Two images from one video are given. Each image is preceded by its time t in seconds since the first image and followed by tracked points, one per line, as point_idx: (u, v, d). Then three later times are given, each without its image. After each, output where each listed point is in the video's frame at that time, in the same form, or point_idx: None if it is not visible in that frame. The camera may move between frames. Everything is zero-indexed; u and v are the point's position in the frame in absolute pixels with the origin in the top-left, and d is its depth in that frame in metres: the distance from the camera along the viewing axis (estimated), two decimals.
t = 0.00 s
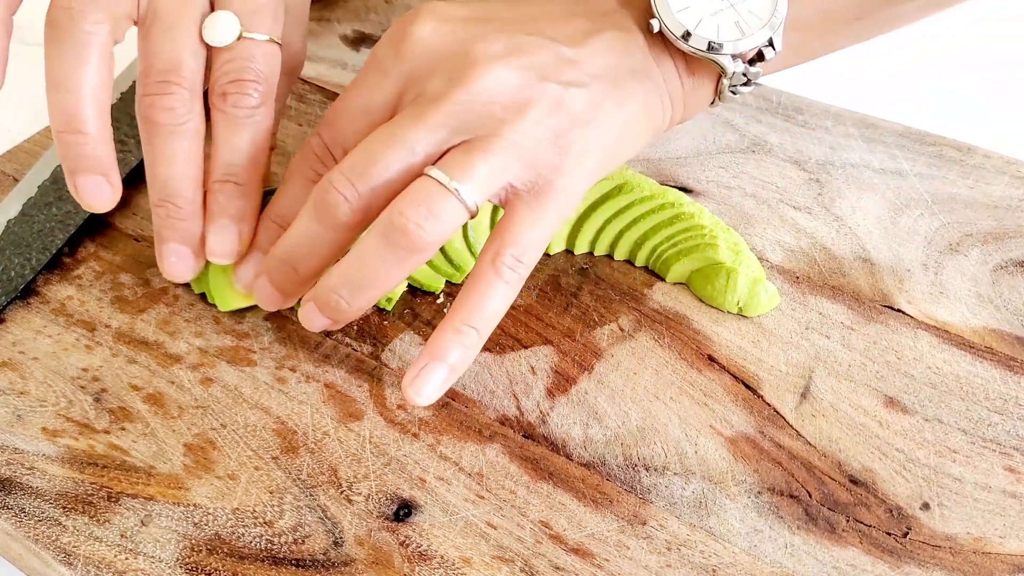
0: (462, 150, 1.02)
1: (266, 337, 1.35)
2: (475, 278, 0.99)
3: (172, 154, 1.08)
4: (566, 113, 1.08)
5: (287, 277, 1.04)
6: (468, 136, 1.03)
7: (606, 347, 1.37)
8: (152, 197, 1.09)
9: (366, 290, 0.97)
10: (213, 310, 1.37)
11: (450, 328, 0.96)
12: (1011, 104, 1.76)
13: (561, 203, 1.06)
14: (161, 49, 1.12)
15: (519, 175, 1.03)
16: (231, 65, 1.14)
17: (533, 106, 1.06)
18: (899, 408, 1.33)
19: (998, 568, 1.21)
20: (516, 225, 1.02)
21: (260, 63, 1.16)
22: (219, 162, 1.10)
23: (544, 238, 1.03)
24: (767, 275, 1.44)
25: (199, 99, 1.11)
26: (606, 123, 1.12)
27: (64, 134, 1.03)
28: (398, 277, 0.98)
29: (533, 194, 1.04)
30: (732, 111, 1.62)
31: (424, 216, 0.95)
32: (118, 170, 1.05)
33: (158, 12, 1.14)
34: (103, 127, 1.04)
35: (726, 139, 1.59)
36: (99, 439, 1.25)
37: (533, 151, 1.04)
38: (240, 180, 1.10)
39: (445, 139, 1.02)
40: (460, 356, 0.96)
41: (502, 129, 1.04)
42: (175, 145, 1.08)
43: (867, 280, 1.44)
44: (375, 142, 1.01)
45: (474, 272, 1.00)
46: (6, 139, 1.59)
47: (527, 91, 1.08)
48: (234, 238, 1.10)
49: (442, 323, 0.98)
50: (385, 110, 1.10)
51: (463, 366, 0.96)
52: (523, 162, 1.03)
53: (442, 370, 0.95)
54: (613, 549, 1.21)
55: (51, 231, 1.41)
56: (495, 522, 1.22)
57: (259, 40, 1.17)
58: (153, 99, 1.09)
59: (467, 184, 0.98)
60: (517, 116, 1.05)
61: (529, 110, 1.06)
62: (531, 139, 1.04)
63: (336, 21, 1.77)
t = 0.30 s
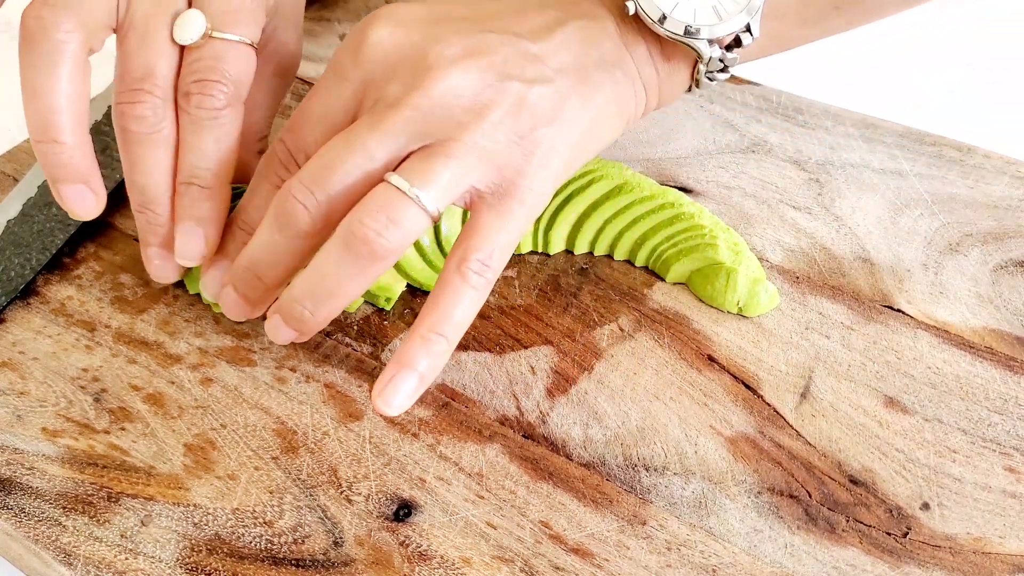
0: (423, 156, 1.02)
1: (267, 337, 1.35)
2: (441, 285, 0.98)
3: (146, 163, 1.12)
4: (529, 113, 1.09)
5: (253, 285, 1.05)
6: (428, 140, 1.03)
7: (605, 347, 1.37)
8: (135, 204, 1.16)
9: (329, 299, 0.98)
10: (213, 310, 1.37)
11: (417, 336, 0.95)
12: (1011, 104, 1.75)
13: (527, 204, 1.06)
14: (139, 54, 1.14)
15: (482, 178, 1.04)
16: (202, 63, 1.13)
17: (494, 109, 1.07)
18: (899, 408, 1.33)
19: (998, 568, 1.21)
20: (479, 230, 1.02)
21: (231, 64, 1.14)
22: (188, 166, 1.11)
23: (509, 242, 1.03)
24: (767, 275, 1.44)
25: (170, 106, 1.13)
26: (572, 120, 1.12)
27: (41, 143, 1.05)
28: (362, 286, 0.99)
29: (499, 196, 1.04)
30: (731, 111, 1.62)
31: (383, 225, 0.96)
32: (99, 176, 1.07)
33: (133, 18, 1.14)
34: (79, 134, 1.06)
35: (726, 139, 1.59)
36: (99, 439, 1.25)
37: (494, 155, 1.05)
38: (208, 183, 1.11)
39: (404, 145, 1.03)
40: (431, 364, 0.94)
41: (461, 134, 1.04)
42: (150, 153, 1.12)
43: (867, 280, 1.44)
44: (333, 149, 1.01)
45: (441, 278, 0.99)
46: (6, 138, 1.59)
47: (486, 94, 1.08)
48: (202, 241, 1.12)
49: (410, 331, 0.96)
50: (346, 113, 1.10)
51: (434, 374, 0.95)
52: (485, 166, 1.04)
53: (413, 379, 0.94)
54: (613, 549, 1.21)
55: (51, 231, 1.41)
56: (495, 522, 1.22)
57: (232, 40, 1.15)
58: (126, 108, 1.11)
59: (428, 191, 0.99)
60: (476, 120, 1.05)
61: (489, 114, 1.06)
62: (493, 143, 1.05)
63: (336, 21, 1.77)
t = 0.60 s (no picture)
0: (400, 167, 1.02)
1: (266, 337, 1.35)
2: (409, 299, 1.00)
3: (129, 159, 1.17)
4: (509, 127, 1.09)
5: (231, 285, 1.09)
6: (406, 151, 1.04)
7: (605, 347, 1.37)
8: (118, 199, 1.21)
9: (299, 305, 1.01)
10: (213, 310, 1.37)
11: (383, 349, 0.97)
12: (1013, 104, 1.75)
13: (501, 220, 1.07)
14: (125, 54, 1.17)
15: (459, 192, 1.04)
16: (180, 62, 1.16)
17: (473, 121, 1.07)
18: (899, 408, 1.33)
19: (997, 568, 1.21)
20: (451, 246, 1.03)
21: (210, 63, 1.17)
22: (168, 164, 1.16)
23: (480, 258, 1.05)
24: (767, 275, 1.44)
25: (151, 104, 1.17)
26: (553, 134, 1.13)
27: (23, 141, 1.09)
28: (332, 294, 1.01)
29: (473, 211, 1.05)
30: (731, 111, 1.62)
31: (354, 236, 0.97)
32: (81, 173, 1.12)
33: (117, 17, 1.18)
34: (60, 132, 1.10)
35: (726, 139, 1.59)
36: (99, 439, 1.25)
37: (471, 169, 1.05)
38: (189, 181, 1.16)
39: (381, 156, 1.03)
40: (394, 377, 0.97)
41: (439, 146, 1.04)
42: (132, 150, 1.17)
43: (867, 280, 1.44)
44: (310, 158, 1.02)
45: (411, 291, 1.01)
46: (7, 137, 1.59)
47: (467, 106, 1.08)
48: (181, 234, 1.17)
49: (377, 343, 0.99)
50: (327, 121, 1.11)
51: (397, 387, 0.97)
52: (461, 180, 1.04)
53: (376, 391, 0.96)
54: (613, 549, 1.21)
55: (51, 231, 1.41)
56: (495, 522, 1.22)
57: (214, 39, 1.18)
58: (108, 107, 1.16)
59: (402, 204, 1.00)
60: (455, 133, 1.06)
61: (468, 127, 1.07)
62: (470, 156, 1.05)
63: (336, 21, 1.77)
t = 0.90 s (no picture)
0: (397, 167, 1.03)
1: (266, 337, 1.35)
2: (404, 299, 1.01)
3: (120, 160, 1.18)
4: (506, 129, 1.10)
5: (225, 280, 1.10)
6: (404, 151, 1.05)
7: (605, 347, 1.37)
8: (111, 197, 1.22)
9: (294, 302, 1.01)
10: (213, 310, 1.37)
11: (378, 349, 0.98)
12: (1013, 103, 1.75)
13: (496, 221, 1.08)
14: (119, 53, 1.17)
15: (455, 193, 1.05)
16: (173, 65, 1.16)
17: (470, 122, 1.08)
18: (899, 408, 1.33)
19: (998, 568, 1.20)
20: (446, 245, 1.04)
21: (202, 66, 1.17)
22: (161, 166, 1.17)
23: (475, 257, 1.05)
24: (767, 275, 1.44)
25: (141, 105, 1.18)
26: (550, 137, 1.14)
27: (13, 144, 1.11)
28: (327, 291, 1.02)
29: (468, 211, 1.06)
30: (731, 111, 1.62)
31: (350, 234, 0.97)
32: (71, 174, 1.14)
33: (107, 18, 1.17)
34: (47, 135, 1.11)
35: (726, 139, 1.59)
36: (99, 439, 1.25)
37: (468, 169, 1.06)
38: (182, 182, 1.17)
39: (379, 155, 1.04)
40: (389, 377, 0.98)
41: (436, 147, 1.05)
42: (123, 152, 1.18)
43: (867, 280, 1.43)
44: (308, 157, 1.03)
45: (406, 290, 1.02)
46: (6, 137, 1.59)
47: (465, 108, 1.09)
48: (173, 236, 1.18)
49: (372, 342, 1.00)
50: (322, 118, 1.10)
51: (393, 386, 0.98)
52: (458, 181, 1.05)
53: (371, 390, 0.97)
54: (613, 549, 1.21)
55: (50, 231, 1.42)
56: (495, 522, 1.22)
57: (206, 42, 1.18)
58: (98, 108, 1.16)
59: (398, 203, 1.00)
60: (453, 134, 1.07)
61: (466, 129, 1.08)
62: (467, 158, 1.06)
63: (336, 20, 1.77)
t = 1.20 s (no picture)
0: (423, 167, 1.02)
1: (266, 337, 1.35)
2: (428, 295, 0.99)
3: (98, 153, 1.18)
4: (529, 127, 1.09)
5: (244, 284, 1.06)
6: (430, 151, 1.03)
7: (605, 347, 1.37)
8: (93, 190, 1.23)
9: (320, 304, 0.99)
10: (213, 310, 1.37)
11: (405, 346, 0.96)
12: (1012, 103, 1.75)
13: (520, 217, 1.06)
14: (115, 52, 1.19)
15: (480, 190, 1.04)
16: (151, 58, 1.17)
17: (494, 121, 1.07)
18: (899, 408, 1.33)
19: (998, 568, 1.21)
20: (469, 240, 1.02)
21: (183, 60, 1.19)
22: (142, 159, 1.17)
23: (501, 252, 1.04)
24: (767, 275, 1.44)
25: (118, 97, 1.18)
26: (570, 134, 1.14)
27: None
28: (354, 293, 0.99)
29: (494, 208, 1.04)
30: (731, 111, 1.62)
31: (378, 233, 0.96)
32: (51, 168, 1.15)
33: (88, 13, 1.20)
34: (25, 129, 1.14)
35: (726, 139, 1.59)
36: (99, 439, 1.25)
37: (493, 168, 1.05)
38: (164, 176, 1.17)
39: (405, 156, 1.02)
40: (416, 374, 0.97)
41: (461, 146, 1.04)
42: (102, 145, 1.18)
43: (867, 280, 1.44)
44: (333, 156, 1.01)
45: (430, 287, 1.00)
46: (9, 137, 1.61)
47: (488, 106, 1.08)
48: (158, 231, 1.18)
49: (399, 340, 0.98)
50: (343, 119, 1.09)
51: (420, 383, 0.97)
52: (483, 178, 1.04)
53: (399, 387, 0.96)
54: (613, 549, 1.21)
55: (50, 231, 1.42)
56: (495, 522, 1.22)
57: (184, 35, 1.19)
58: (74, 101, 1.17)
59: (423, 202, 0.99)
60: (477, 133, 1.05)
61: (490, 127, 1.06)
62: (491, 155, 1.05)
63: (336, 21, 1.77)
